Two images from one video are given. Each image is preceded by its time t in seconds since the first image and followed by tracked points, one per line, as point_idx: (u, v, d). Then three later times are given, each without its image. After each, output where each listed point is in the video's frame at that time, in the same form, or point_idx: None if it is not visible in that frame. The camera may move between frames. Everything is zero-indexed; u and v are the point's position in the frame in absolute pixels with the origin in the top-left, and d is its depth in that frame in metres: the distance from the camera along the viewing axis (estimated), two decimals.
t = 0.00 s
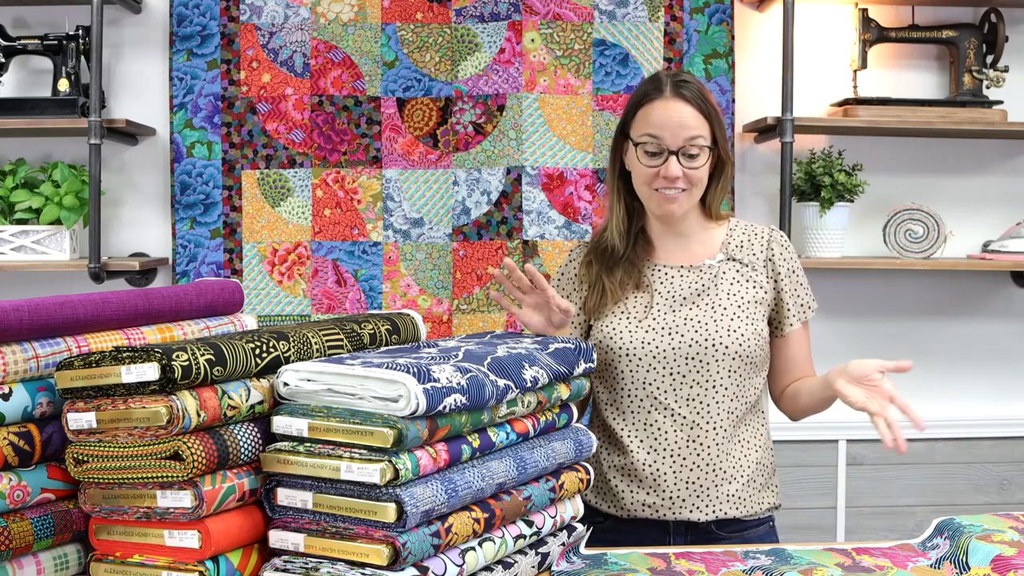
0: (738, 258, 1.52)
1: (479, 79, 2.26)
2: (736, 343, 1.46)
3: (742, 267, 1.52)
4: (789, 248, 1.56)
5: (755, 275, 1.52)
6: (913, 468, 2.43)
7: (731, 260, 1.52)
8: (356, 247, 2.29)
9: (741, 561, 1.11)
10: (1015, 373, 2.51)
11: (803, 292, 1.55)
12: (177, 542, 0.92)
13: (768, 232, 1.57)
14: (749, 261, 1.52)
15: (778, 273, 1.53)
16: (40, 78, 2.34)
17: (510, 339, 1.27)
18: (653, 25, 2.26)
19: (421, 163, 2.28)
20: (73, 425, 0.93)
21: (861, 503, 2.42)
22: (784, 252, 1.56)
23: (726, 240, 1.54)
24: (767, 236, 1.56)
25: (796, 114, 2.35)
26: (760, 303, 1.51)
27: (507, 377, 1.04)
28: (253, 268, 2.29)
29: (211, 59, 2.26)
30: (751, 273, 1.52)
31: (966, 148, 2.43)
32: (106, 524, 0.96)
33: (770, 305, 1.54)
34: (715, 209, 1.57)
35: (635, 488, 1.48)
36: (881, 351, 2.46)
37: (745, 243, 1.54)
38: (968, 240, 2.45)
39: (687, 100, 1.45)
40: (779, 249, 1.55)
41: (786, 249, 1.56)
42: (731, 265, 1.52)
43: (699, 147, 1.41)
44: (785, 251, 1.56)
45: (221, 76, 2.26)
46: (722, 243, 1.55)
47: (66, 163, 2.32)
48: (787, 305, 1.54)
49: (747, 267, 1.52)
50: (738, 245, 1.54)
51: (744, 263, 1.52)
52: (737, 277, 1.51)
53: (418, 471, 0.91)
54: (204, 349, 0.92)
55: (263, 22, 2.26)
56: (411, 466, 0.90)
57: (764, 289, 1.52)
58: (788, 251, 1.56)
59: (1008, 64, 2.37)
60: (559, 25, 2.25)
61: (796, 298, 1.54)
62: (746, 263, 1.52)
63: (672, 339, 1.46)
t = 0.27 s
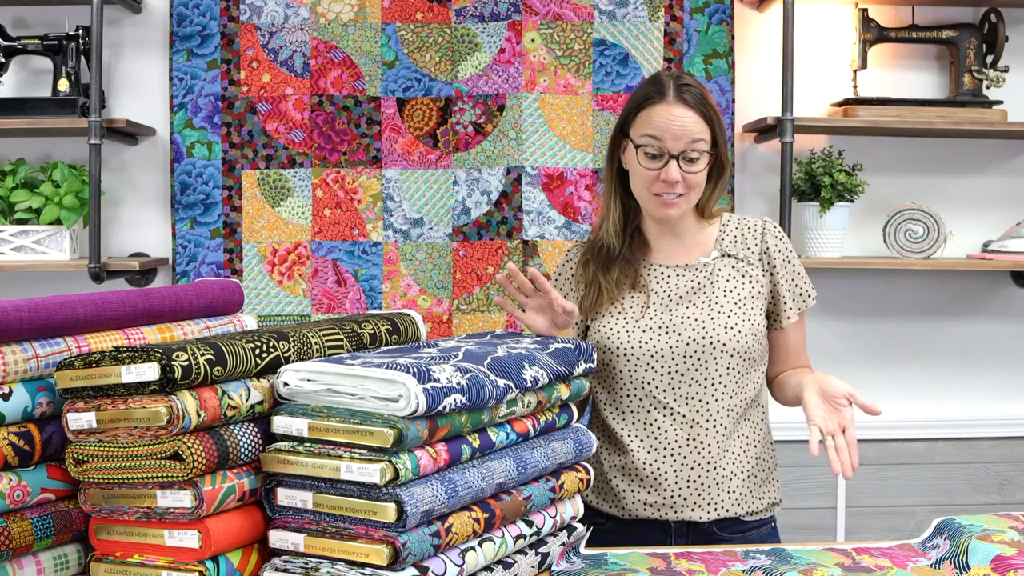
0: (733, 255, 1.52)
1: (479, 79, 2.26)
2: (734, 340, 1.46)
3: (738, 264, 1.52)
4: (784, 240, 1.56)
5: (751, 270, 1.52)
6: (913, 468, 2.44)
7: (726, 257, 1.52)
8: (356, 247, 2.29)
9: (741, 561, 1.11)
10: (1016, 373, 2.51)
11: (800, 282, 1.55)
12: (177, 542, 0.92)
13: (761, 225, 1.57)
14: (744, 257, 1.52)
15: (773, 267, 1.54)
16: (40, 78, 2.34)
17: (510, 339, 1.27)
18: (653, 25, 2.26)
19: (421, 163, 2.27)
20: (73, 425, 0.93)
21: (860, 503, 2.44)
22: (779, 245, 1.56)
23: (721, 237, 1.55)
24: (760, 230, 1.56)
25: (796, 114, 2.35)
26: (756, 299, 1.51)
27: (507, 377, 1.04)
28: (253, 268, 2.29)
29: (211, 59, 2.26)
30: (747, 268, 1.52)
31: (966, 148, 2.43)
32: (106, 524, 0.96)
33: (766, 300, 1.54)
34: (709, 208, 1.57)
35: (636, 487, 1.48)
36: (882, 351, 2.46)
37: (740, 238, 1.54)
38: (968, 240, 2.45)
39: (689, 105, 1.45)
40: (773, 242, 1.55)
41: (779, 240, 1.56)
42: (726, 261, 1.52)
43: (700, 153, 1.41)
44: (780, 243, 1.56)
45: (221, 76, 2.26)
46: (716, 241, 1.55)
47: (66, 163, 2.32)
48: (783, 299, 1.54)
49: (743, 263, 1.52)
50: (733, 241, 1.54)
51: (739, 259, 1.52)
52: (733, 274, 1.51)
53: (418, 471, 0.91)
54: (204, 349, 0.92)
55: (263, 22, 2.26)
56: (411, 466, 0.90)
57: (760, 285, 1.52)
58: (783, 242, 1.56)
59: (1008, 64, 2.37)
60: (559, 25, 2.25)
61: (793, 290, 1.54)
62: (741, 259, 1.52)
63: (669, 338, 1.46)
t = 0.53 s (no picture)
0: (734, 254, 1.52)
1: (479, 79, 2.26)
2: (736, 338, 1.46)
3: (739, 263, 1.52)
4: (785, 242, 1.56)
5: (752, 270, 1.52)
6: (914, 468, 2.44)
7: (728, 256, 1.52)
8: (356, 247, 2.29)
9: (741, 561, 1.11)
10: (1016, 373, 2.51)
11: (800, 283, 1.55)
12: (177, 542, 0.92)
13: (761, 226, 1.57)
14: (746, 256, 1.53)
15: (774, 266, 1.54)
16: (40, 78, 2.34)
17: (510, 339, 1.27)
18: (653, 25, 2.26)
19: (421, 163, 2.28)
20: (73, 425, 0.93)
21: (861, 503, 2.44)
22: (780, 245, 1.56)
23: (722, 236, 1.55)
24: (761, 230, 1.56)
25: (796, 114, 2.35)
26: (758, 298, 1.51)
27: (507, 377, 1.04)
28: (253, 268, 2.29)
29: (211, 59, 2.26)
30: (749, 267, 1.52)
31: (966, 148, 2.43)
32: (106, 524, 0.96)
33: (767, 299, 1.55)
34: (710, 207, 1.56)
35: (636, 487, 1.47)
36: (881, 351, 2.46)
37: (740, 237, 1.55)
38: (968, 240, 2.45)
39: (686, 102, 1.46)
40: (774, 243, 1.56)
41: (781, 242, 1.56)
42: (727, 261, 1.52)
43: (698, 150, 1.41)
44: (780, 245, 1.56)
45: (221, 76, 2.26)
46: (716, 240, 1.54)
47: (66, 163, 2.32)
48: (784, 299, 1.54)
49: (744, 263, 1.52)
50: (734, 240, 1.54)
51: (740, 258, 1.52)
52: (735, 273, 1.51)
53: (418, 471, 0.91)
54: (204, 349, 0.92)
55: (263, 22, 2.26)
56: (411, 466, 0.90)
57: (762, 284, 1.52)
58: (783, 244, 1.56)
59: (1008, 64, 2.37)
60: (559, 25, 2.25)
61: (794, 289, 1.54)
62: (743, 258, 1.52)
63: (671, 336, 1.46)
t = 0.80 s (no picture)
0: (735, 256, 1.52)
1: (479, 79, 2.26)
2: (736, 339, 1.46)
3: (740, 265, 1.52)
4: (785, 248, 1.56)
5: (753, 272, 1.52)
6: (914, 468, 2.43)
7: (729, 258, 1.52)
8: (356, 248, 2.29)
9: (741, 561, 1.11)
10: (1015, 373, 2.51)
11: (798, 288, 1.56)
12: (177, 542, 0.92)
13: (763, 231, 1.57)
14: (747, 258, 1.53)
15: (775, 269, 1.54)
16: (40, 78, 2.34)
17: (510, 339, 1.27)
18: (653, 25, 2.26)
19: (421, 163, 2.28)
20: (73, 425, 0.93)
21: (861, 503, 2.42)
22: (781, 249, 1.56)
23: (723, 238, 1.54)
24: (762, 234, 1.56)
25: (796, 114, 2.35)
26: (758, 300, 1.51)
27: (507, 377, 1.04)
28: (253, 268, 2.29)
29: (211, 59, 2.26)
30: (749, 270, 1.52)
31: (966, 148, 2.43)
32: (106, 524, 0.96)
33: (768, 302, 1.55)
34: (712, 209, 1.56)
35: (634, 487, 1.47)
36: (881, 351, 2.46)
37: (741, 240, 1.55)
38: (968, 240, 2.45)
39: (682, 99, 1.46)
40: (775, 247, 1.56)
41: (782, 248, 1.56)
42: (729, 262, 1.52)
43: (696, 147, 1.41)
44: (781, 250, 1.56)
45: (221, 76, 2.25)
46: (717, 242, 1.54)
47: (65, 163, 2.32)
48: (785, 302, 1.54)
49: (745, 265, 1.52)
50: (735, 242, 1.54)
51: (741, 260, 1.52)
52: (736, 275, 1.51)
53: (418, 471, 0.91)
54: (204, 349, 0.92)
55: (263, 22, 2.26)
56: (411, 466, 0.90)
57: (762, 286, 1.52)
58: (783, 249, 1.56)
59: (1008, 64, 2.37)
60: (559, 25, 2.25)
61: (794, 293, 1.55)
62: (744, 260, 1.52)
63: (671, 337, 1.46)
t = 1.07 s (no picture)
0: (733, 258, 1.52)
1: (479, 79, 2.26)
2: (734, 342, 1.46)
3: (738, 267, 1.52)
4: (782, 251, 1.56)
5: (751, 274, 1.52)
6: (914, 468, 2.43)
7: (727, 260, 1.52)
8: (356, 247, 2.29)
9: (741, 561, 1.11)
10: (1015, 373, 2.51)
11: (794, 290, 1.56)
12: (177, 542, 0.92)
13: (761, 234, 1.57)
14: (744, 261, 1.53)
15: (772, 271, 1.54)
16: (40, 78, 2.34)
17: (510, 339, 1.27)
18: (653, 25, 2.26)
19: (421, 163, 2.28)
20: (73, 425, 0.93)
21: (861, 503, 2.42)
22: (777, 252, 1.56)
23: (721, 240, 1.55)
24: (759, 237, 1.56)
25: (796, 114, 2.35)
26: (756, 302, 1.51)
27: (507, 377, 1.04)
28: (253, 268, 2.29)
29: (211, 59, 2.26)
30: (747, 272, 1.52)
31: (965, 149, 2.43)
32: (106, 524, 0.96)
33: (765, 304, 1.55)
34: (709, 210, 1.57)
35: (633, 488, 1.47)
36: (881, 351, 2.46)
37: (739, 242, 1.55)
38: (968, 240, 2.45)
39: (676, 96, 1.46)
40: (773, 250, 1.56)
41: (779, 250, 1.56)
42: (726, 264, 1.52)
43: (691, 144, 1.41)
44: (778, 253, 1.56)
45: (221, 76, 2.25)
46: (715, 243, 1.55)
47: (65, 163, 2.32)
48: (782, 304, 1.54)
49: (743, 267, 1.52)
50: (733, 244, 1.54)
51: (739, 262, 1.52)
52: (734, 277, 1.51)
53: (418, 471, 0.91)
54: (204, 349, 0.92)
55: (263, 22, 2.26)
56: (411, 466, 0.90)
57: (760, 288, 1.52)
58: (780, 251, 1.57)
59: (1008, 64, 2.37)
60: (559, 25, 2.25)
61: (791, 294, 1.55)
62: (741, 262, 1.52)
63: (669, 339, 1.46)
